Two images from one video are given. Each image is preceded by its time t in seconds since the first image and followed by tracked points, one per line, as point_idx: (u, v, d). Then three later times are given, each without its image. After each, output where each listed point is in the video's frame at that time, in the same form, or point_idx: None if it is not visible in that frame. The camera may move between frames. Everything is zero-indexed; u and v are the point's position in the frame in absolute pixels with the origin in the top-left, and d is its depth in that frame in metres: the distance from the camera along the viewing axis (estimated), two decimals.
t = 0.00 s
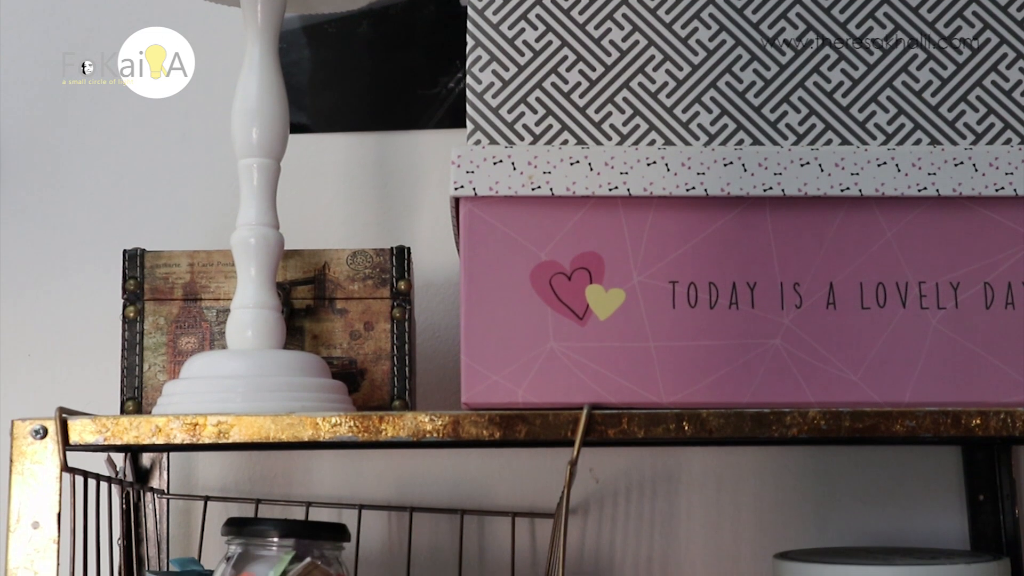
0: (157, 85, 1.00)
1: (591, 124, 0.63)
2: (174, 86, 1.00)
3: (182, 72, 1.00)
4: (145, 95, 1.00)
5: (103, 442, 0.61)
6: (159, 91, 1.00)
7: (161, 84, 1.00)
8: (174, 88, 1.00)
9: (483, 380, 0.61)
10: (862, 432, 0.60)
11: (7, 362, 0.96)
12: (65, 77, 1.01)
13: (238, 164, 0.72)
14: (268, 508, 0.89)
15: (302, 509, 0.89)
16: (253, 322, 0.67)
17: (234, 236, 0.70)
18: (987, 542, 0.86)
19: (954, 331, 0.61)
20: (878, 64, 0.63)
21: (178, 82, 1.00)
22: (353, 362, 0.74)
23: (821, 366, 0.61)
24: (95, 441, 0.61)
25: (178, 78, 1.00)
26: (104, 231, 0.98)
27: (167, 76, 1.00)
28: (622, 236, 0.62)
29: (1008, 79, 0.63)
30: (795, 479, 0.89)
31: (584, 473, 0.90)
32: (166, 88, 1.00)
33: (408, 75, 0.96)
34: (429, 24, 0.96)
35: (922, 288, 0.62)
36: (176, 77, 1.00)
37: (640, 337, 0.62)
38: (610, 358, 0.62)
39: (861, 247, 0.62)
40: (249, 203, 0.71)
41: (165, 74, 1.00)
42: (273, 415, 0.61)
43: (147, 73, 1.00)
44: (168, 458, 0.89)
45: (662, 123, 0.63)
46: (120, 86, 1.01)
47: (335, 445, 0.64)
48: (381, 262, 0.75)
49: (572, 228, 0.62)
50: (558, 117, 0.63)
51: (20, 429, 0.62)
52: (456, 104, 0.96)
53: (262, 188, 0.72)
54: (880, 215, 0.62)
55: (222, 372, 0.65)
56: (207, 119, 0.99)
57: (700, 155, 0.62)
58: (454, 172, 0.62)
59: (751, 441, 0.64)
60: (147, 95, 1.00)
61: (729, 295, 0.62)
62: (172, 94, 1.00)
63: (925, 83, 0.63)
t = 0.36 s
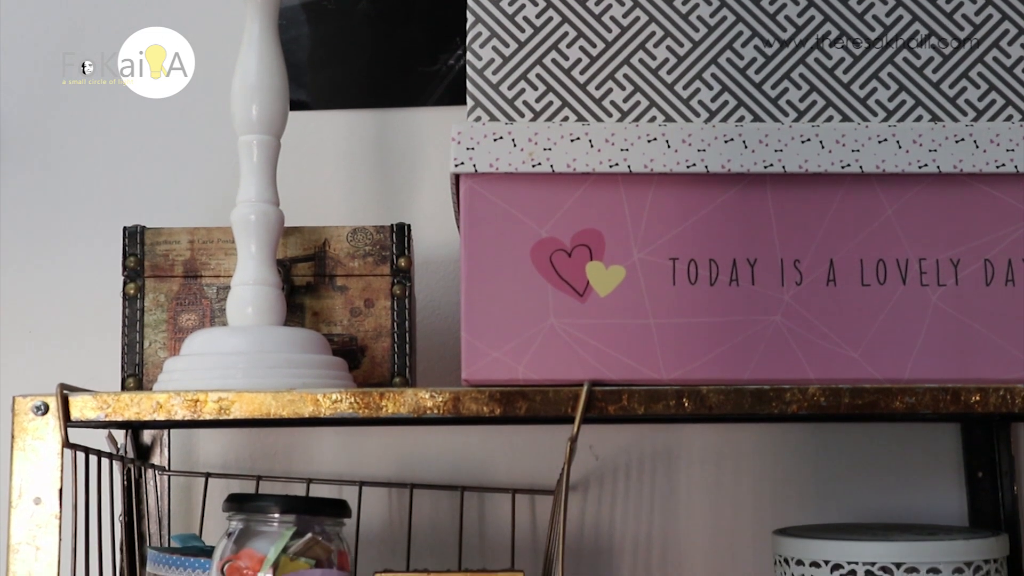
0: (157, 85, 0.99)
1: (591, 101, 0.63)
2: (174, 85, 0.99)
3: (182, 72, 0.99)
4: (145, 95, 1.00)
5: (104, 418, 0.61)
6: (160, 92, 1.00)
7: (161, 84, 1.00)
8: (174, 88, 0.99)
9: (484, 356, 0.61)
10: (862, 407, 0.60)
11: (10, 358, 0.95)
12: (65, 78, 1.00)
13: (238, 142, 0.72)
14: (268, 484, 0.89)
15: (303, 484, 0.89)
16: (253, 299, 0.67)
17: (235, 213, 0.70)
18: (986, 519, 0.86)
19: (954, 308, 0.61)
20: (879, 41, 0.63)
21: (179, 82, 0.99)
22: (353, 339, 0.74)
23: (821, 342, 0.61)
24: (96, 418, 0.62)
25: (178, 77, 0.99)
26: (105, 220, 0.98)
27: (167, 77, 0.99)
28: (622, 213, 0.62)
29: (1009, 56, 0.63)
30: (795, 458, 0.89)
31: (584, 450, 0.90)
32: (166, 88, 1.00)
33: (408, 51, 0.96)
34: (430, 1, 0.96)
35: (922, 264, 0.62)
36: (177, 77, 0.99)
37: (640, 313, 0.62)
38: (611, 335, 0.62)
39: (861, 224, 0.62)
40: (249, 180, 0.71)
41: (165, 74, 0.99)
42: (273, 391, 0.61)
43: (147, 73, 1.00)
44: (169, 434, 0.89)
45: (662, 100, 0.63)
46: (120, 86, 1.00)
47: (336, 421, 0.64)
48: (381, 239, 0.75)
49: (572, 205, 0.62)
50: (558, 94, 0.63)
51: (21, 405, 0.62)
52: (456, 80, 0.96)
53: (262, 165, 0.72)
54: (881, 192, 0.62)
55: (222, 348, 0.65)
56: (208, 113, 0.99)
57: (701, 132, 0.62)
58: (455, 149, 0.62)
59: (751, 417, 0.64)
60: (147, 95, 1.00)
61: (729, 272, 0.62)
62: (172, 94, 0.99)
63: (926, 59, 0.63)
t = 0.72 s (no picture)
0: (157, 85, 0.99)
1: (592, 77, 0.63)
2: (174, 86, 0.99)
3: (182, 72, 0.99)
4: (145, 95, 0.99)
5: (106, 394, 0.61)
6: (160, 92, 0.99)
7: (161, 84, 0.99)
8: (174, 88, 0.99)
9: (484, 333, 0.61)
10: (861, 384, 0.60)
11: (13, 358, 0.95)
12: (65, 78, 1.00)
13: (238, 118, 0.72)
14: (269, 461, 0.89)
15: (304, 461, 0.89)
16: (253, 276, 0.67)
17: (235, 189, 0.70)
18: (985, 495, 0.87)
19: (954, 285, 0.62)
20: (880, 17, 0.63)
21: (179, 82, 0.99)
22: (354, 316, 0.74)
23: (822, 319, 0.61)
24: (97, 394, 0.62)
25: (178, 77, 0.99)
26: (105, 208, 0.97)
27: (167, 76, 0.99)
28: (623, 191, 0.62)
29: (1011, 31, 0.62)
30: (794, 435, 0.90)
31: (584, 427, 0.90)
32: (166, 88, 0.99)
33: (408, 28, 0.96)
34: None
35: (922, 241, 0.62)
36: (177, 77, 0.99)
37: (640, 290, 0.62)
38: (611, 312, 0.62)
39: (862, 201, 0.62)
40: (249, 156, 0.71)
41: (165, 74, 0.99)
42: (274, 368, 0.61)
43: (147, 73, 0.99)
44: (169, 412, 0.89)
45: (663, 76, 0.63)
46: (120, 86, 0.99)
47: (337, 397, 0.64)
48: (381, 215, 0.75)
49: (573, 182, 0.62)
50: (558, 71, 0.63)
51: (24, 380, 0.62)
52: (456, 57, 0.96)
53: (263, 141, 0.72)
54: (882, 169, 0.62)
55: (222, 325, 0.65)
56: (209, 108, 0.98)
57: (701, 109, 0.62)
58: (455, 126, 0.62)
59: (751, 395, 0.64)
60: (147, 95, 0.99)
61: (730, 249, 0.62)
62: (172, 95, 0.99)
63: (927, 35, 0.63)
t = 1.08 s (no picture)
0: (157, 85, 0.98)
1: (592, 57, 0.63)
2: (174, 86, 0.98)
3: (182, 71, 0.98)
4: (145, 95, 0.98)
5: (106, 373, 0.61)
6: (160, 92, 0.98)
7: (161, 85, 0.98)
8: (174, 88, 0.98)
9: (485, 313, 0.61)
10: (862, 364, 0.60)
11: (13, 349, 0.95)
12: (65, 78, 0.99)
13: (238, 99, 0.72)
14: (269, 441, 0.90)
15: (304, 441, 0.90)
16: (253, 257, 0.67)
17: (235, 170, 0.70)
18: (985, 474, 0.87)
19: (955, 265, 0.62)
20: None
21: (179, 82, 0.98)
22: (354, 297, 0.74)
23: (823, 300, 0.61)
24: (99, 374, 0.62)
25: (178, 77, 0.98)
26: (106, 196, 0.97)
27: (167, 77, 0.98)
28: (624, 172, 0.62)
29: (1013, 11, 0.62)
30: (793, 417, 0.90)
31: (584, 407, 0.90)
32: (166, 89, 0.99)
33: (407, 9, 0.96)
34: None
35: (923, 222, 0.62)
36: (177, 78, 0.98)
37: (641, 271, 0.62)
38: (612, 292, 0.62)
39: (862, 181, 0.62)
40: (249, 136, 0.71)
41: (165, 74, 0.98)
42: (274, 348, 0.61)
43: (147, 73, 0.98)
44: (170, 393, 0.90)
45: (663, 56, 0.63)
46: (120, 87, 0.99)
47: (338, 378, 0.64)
48: (381, 195, 0.75)
49: (573, 162, 0.62)
50: (559, 51, 0.63)
51: (25, 360, 0.62)
52: (457, 37, 0.95)
53: (263, 121, 0.71)
54: (882, 149, 0.62)
55: (223, 306, 0.65)
56: (210, 100, 0.98)
57: (702, 89, 0.62)
58: (455, 106, 0.62)
59: (752, 375, 0.64)
60: (147, 95, 0.99)
61: (730, 230, 0.62)
62: (171, 95, 0.98)
63: (929, 15, 0.62)
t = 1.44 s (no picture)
0: (157, 85, 0.98)
1: (593, 35, 0.63)
2: (174, 86, 0.98)
3: (182, 72, 0.98)
4: (145, 95, 0.98)
5: (108, 352, 0.61)
6: (159, 92, 0.98)
7: (161, 84, 0.98)
8: (174, 88, 0.98)
9: (485, 291, 0.61)
10: (862, 342, 0.60)
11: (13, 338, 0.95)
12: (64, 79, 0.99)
13: (238, 76, 0.71)
14: (269, 419, 0.90)
15: (305, 419, 0.90)
16: (253, 235, 0.67)
17: (235, 148, 0.70)
18: (985, 449, 0.87)
19: (956, 242, 0.62)
20: None
21: (179, 82, 0.98)
22: (354, 275, 0.74)
23: (823, 278, 0.61)
24: (100, 351, 0.61)
25: (178, 77, 0.98)
26: (107, 183, 0.97)
27: (167, 76, 0.98)
28: (624, 151, 0.62)
29: None
30: (793, 397, 0.90)
31: (585, 385, 0.90)
32: (166, 89, 0.98)
33: None
34: None
35: (924, 200, 0.62)
36: (177, 78, 0.98)
37: (642, 249, 0.62)
38: (612, 269, 0.62)
39: (863, 159, 0.62)
40: (249, 114, 0.71)
41: (165, 75, 0.98)
42: (274, 327, 0.61)
43: (147, 73, 0.98)
44: (171, 370, 0.90)
45: (664, 34, 0.63)
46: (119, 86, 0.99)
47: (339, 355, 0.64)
48: (382, 173, 0.75)
49: (574, 140, 0.62)
50: (559, 28, 0.63)
51: (26, 338, 0.62)
52: (457, 14, 0.95)
53: (263, 99, 0.71)
54: (883, 127, 0.62)
55: (224, 284, 0.65)
56: (209, 87, 0.98)
57: (703, 67, 0.61)
58: (455, 83, 0.62)
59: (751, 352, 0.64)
60: (147, 95, 0.98)
61: (731, 208, 0.62)
62: (172, 95, 0.98)
63: None
